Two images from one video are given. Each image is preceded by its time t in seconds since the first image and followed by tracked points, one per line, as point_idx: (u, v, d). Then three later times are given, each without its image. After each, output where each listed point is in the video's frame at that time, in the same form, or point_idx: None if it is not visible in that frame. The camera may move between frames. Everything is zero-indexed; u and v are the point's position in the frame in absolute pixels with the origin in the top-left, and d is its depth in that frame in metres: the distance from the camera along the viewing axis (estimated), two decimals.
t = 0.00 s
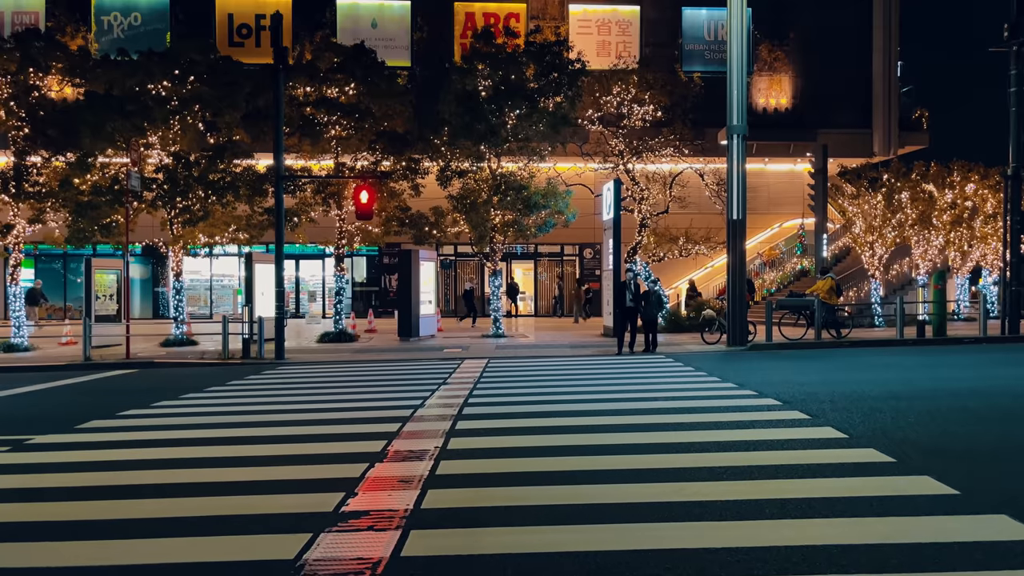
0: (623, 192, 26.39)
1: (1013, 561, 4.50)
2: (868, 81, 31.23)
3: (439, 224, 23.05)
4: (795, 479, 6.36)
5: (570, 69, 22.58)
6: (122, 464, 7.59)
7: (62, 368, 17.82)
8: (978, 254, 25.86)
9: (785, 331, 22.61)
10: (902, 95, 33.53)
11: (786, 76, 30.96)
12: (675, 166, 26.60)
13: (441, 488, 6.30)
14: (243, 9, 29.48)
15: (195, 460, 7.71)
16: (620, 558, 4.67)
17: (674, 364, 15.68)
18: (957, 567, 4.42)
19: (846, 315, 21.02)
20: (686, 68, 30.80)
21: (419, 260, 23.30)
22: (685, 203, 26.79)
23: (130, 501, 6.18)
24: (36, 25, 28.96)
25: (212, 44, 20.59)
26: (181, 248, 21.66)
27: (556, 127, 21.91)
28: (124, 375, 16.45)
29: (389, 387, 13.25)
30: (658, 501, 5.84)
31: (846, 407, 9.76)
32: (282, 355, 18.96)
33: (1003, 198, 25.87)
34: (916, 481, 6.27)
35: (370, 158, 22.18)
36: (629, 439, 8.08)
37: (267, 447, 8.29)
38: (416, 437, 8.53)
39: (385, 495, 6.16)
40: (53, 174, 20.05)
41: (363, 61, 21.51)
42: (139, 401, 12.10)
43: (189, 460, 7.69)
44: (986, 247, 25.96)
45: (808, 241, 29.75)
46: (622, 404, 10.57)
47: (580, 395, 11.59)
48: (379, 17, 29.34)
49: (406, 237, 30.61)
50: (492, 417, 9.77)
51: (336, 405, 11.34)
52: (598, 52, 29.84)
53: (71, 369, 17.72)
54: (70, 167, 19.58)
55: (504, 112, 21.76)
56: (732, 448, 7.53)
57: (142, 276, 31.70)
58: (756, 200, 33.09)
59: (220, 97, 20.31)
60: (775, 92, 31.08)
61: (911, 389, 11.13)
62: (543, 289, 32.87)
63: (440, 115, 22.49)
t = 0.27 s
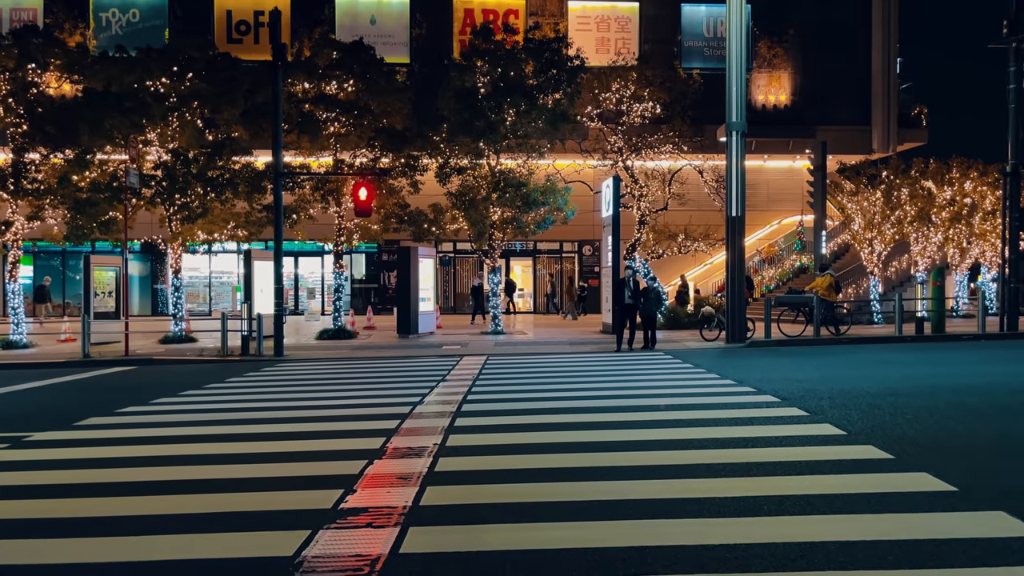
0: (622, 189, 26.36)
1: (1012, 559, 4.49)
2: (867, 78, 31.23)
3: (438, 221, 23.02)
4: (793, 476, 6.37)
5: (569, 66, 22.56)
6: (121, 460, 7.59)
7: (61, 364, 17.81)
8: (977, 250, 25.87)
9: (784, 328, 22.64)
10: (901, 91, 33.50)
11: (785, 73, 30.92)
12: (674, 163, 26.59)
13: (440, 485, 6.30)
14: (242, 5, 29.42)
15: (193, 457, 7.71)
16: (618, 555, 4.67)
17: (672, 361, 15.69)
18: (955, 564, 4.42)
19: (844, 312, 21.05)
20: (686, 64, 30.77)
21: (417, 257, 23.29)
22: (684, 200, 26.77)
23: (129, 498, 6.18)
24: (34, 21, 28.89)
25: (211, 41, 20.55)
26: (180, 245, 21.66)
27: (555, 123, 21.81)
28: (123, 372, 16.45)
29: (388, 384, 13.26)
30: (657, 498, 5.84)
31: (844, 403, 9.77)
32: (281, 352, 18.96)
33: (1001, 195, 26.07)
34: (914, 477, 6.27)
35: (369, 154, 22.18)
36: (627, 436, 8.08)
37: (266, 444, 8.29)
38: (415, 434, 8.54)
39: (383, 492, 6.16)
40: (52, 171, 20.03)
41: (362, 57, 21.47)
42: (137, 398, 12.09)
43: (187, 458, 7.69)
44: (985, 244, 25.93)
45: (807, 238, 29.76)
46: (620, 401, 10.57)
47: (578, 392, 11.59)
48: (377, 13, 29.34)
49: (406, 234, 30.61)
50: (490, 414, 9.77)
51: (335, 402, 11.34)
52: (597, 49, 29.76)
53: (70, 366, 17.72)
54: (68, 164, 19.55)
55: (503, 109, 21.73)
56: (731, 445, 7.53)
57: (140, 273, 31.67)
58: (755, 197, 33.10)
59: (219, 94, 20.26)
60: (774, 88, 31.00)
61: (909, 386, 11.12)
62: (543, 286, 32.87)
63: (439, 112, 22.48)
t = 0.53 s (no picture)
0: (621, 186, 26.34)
1: (1007, 554, 4.51)
2: (866, 75, 31.22)
3: (437, 218, 23.03)
4: (791, 472, 6.39)
5: (568, 62, 22.54)
6: (120, 457, 7.60)
7: (60, 361, 17.82)
8: (975, 247, 25.87)
9: (783, 324, 22.68)
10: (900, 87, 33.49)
11: (784, 70, 30.88)
12: (673, 160, 26.57)
13: (438, 482, 6.32)
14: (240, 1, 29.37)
15: (192, 453, 7.72)
16: (615, 550, 4.69)
17: (671, 357, 15.72)
18: (951, 560, 4.44)
19: (843, 308, 21.09)
20: (685, 62, 29.53)
21: (416, 253, 23.29)
22: (683, 197, 26.74)
23: (129, 494, 6.19)
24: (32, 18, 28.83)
25: (209, 37, 20.50)
26: (178, 242, 21.66)
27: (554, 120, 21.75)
28: (123, 369, 16.46)
29: (387, 381, 13.28)
30: (655, 494, 5.85)
31: (841, 400, 9.79)
32: (279, 349, 18.96)
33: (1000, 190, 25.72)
34: (911, 473, 6.29)
35: (367, 151, 22.21)
36: (626, 432, 8.10)
37: (265, 440, 8.30)
38: (413, 430, 8.56)
39: (382, 488, 6.18)
40: (50, 167, 20.01)
41: (360, 54, 21.43)
42: (136, 395, 12.11)
43: (185, 454, 7.70)
44: (983, 240, 25.92)
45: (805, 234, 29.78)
46: (618, 397, 10.60)
47: (577, 389, 11.61)
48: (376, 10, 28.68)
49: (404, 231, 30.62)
50: (489, 410, 9.79)
51: (334, 399, 11.36)
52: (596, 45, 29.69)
53: (69, 362, 17.73)
54: (67, 160, 19.52)
55: (502, 106, 21.69)
56: (729, 441, 7.55)
57: (139, 270, 31.68)
58: (754, 194, 33.14)
59: (217, 91, 20.22)
60: (773, 85, 30.95)
61: (907, 382, 11.15)
62: (542, 282, 32.89)
63: (438, 108, 22.45)
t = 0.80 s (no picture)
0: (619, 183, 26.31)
1: (1003, 550, 4.52)
2: (865, 71, 31.19)
3: (435, 215, 23.02)
4: (787, 468, 6.39)
5: (566, 59, 22.51)
6: (117, 453, 7.59)
7: (58, 358, 17.80)
8: (975, 243, 25.74)
9: (781, 321, 22.71)
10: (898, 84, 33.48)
11: (783, 66, 30.85)
12: (672, 156, 26.55)
13: (435, 478, 6.32)
14: None
15: (189, 450, 7.71)
16: (612, 546, 4.69)
17: (669, 354, 15.73)
18: (946, 556, 4.45)
19: (841, 305, 21.09)
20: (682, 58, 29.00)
21: (414, 250, 23.25)
22: (681, 193, 26.73)
23: (126, 491, 6.19)
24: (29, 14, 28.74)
25: (207, 34, 20.46)
26: (176, 239, 21.62)
27: (552, 117, 21.94)
28: (121, 366, 16.45)
29: (385, 377, 13.28)
30: (652, 490, 5.86)
31: (838, 396, 9.79)
32: (278, 346, 18.95)
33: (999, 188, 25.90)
34: (908, 469, 6.30)
35: (365, 148, 22.21)
36: (623, 429, 8.10)
37: (263, 437, 8.30)
38: (411, 426, 8.56)
39: (380, 484, 6.18)
40: (48, 164, 19.97)
41: (358, 50, 21.39)
42: (134, 391, 12.11)
43: (182, 450, 7.69)
44: (982, 237, 25.83)
45: (804, 231, 29.77)
46: (616, 394, 10.60)
47: (574, 385, 11.62)
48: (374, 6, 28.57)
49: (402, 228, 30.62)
50: (486, 407, 9.80)
51: (332, 395, 11.36)
52: (595, 42, 29.64)
53: (67, 359, 17.71)
54: (64, 157, 19.48)
55: (500, 102, 21.68)
56: (726, 438, 7.55)
57: (137, 267, 31.67)
58: (752, 190, 33.14)
59: (215, 87, 20.21)
60: (772, 81, 30.93)
61: (904, 379, 11.16)
62: (540, 279, 32.89)
63: (436, 105, 22.41)
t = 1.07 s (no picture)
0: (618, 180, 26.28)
1: (1000, 546, 4.52)
2: (864, 68, 31.17)
3: (434, 212, 23.00)
4: (785, 465, 6.39)
5: (565, 56, 22.47)
6: (115, 450, 7.58)
7: (55, 355, 17.77)
8: (973, 240, 25.72)
9: (779, 317, 22.72)
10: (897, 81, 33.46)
11: (781, 63, 30.82)
12: (670, 153, 26.51)
13: (433, 474, 6.32)
14: None
15: (186, 446, 7.70)
16: (608, 542, 4.69)
17: (667, 351, 15.74)
18: (942, 551, 4.45)
19: (839, 302, 21.09)
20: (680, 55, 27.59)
21: (413, 247, 23.22)
22: (679, 190, 26.70)
23: (123, 487, 6.19)
24: (26, 9, 28.64)
25: (205, 30, 20.39)
26: (174, 235, 21.58)
27: (550, 113, 21.96)
28: (119, 362, 16.44)
29: (383, 374, 13.28)
30: (650, 486, 5.86)
31: (836, 393, 9.79)
32: (276, 343, 18.93)
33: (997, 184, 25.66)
34: (906, 466, 6.30)
35: (363, 144, 22.17)
36: (621, 425, 8.10)
37: (260, 433, 8.29)
38: (409, 423, 8.56)
39: (377, 481, 6.18)
40: (45, 160, 19.91)
41: (356, 47, 21.32)
42: (132, 388, 12.10)
43: (179, 447, 7.68)
44: (980, 233, 25.74)
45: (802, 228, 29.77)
46: (613, 391, 10.60)
47: (572, 382, 11.61)
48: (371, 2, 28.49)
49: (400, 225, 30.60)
50: (484, 404, 9.79)
51: (330, 392, 11.35)
52: (594, 39, 29.60)
53: (64, 356, 17.69)
54: (62, 153, 19.41)
55: (498, 99, 21.64)
56: (724, 434, 7.55)
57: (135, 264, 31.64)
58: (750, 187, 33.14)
59: (212, 84, 20.18)
60: (770, 78, 30.92)
61: (902, 375, 11.17)
62: (539, 276, 32.87)
63: (434, 101, 22.38)
